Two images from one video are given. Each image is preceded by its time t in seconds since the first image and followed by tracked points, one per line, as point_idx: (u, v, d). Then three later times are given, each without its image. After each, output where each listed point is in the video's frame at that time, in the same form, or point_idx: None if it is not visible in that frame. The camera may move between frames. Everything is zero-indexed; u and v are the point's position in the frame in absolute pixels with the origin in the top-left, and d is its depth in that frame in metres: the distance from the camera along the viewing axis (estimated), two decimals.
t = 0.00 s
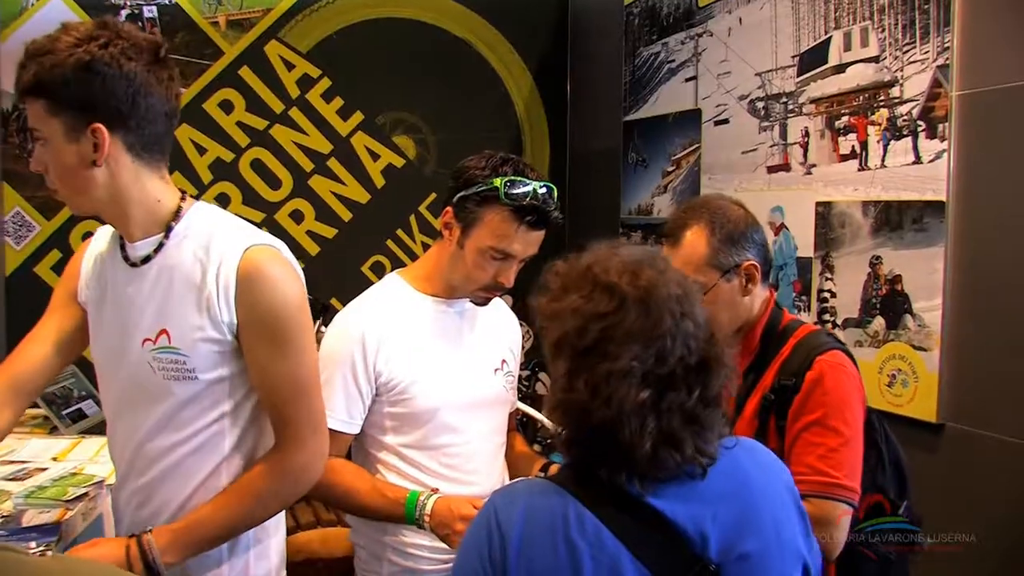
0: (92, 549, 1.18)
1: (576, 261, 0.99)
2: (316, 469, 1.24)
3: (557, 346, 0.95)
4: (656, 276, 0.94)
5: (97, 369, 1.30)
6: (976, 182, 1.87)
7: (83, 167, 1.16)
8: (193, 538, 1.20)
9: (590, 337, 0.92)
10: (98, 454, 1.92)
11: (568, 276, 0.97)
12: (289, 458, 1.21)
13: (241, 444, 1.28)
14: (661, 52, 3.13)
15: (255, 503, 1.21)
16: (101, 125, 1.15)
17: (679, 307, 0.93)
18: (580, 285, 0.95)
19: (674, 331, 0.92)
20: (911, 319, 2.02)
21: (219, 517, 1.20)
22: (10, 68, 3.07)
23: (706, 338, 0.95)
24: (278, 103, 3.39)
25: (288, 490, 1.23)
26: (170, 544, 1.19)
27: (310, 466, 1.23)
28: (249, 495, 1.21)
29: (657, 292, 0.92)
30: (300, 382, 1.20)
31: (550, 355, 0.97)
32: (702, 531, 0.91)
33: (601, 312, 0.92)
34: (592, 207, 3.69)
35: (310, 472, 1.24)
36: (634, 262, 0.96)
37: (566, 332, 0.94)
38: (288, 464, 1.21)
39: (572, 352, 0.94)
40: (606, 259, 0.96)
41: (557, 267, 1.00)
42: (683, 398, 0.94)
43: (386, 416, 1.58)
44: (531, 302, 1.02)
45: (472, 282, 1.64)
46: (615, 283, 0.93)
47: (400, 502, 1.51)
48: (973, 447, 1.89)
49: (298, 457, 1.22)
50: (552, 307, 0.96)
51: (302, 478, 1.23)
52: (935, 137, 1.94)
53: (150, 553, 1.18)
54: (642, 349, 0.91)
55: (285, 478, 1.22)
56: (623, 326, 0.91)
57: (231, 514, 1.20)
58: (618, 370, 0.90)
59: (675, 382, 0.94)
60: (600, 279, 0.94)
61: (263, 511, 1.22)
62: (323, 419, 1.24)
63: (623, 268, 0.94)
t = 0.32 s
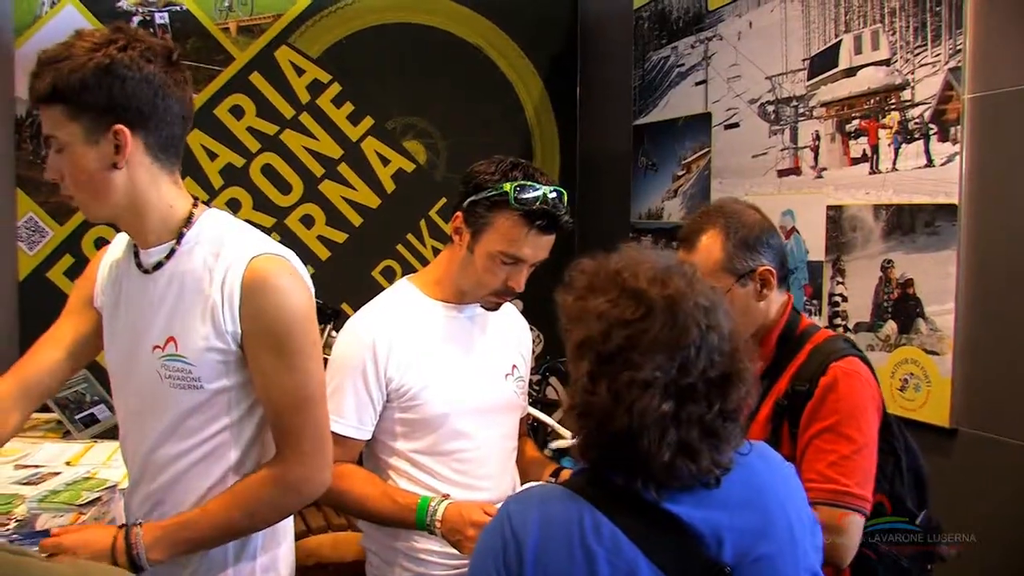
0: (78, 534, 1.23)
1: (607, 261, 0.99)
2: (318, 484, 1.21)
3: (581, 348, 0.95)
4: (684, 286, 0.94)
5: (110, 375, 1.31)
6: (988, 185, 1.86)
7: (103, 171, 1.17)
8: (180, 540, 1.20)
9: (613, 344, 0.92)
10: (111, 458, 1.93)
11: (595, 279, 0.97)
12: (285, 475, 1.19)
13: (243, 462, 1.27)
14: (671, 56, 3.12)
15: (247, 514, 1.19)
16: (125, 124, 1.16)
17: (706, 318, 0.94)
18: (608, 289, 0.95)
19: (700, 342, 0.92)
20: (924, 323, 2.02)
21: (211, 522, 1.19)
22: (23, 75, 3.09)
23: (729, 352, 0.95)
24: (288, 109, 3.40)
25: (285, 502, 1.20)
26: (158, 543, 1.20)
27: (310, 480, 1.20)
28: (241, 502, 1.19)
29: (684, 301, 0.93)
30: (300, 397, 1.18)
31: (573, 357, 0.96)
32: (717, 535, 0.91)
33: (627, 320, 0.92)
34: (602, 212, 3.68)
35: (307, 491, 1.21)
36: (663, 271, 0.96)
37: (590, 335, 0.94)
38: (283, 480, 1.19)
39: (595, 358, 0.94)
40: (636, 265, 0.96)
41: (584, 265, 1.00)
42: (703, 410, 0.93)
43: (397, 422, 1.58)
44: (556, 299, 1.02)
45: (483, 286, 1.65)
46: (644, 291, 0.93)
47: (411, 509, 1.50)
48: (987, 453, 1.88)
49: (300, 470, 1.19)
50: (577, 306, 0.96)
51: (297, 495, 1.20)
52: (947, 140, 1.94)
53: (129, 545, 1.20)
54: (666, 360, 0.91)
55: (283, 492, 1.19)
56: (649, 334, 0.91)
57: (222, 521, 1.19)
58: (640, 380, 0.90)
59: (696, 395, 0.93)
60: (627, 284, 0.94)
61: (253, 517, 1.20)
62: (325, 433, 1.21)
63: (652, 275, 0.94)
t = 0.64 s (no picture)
0: (98, 514, 1.22)
1: (640, 263, 0.98)
2: (339, 485, 1.20)
3: (618, 353, 0.94)
4: (720, 291, 0.94)
5: (144, 372, 1.33)
6: (1021, 187, 1.84)
7: (153, 169, 1.18)
8: (199, 533, 1.20)
9: (653, 349, 0.92)
10: (139, 457, 1.93)
11: (627, 283, 0.97)
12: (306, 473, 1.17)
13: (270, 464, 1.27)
14: (699, 57, 3.11)
15: (266, 511, 1.18)
16: (173, 118, 1.19)
17: (743, 322, 0.94)
18: (643, 295, 0.94)
19: (738, 346, 0.93)
20: (955, 326, 2.00)
21: (231, 516, 1.18)
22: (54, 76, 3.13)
23: (764, 355, 0.96)
24: (316, 111, 3.41)
25: (306, 502, 1.19)
26: (174, 532, 1.20)
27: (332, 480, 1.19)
28: (259, 497, 1.18)
29: (720, 305, 0.93)
30: (327, 395, 1.18)
31: (609, 362, 0.96)
32: (748, 541, 0.91)
33: (665, 325, 0.92)
34: (627, 214, 3.66)
35: (329, 492, 1.20)
36: (698, 274, 0.96)
37: (628, 340, 0.93)
38: (304, 478, 1.17)
39: (632, 363, 0.93)
40: (672, 269, 0.96)
41: (613, 268, 1.01)
42: (741, 414, 0.94)
43: (423, 424, 1.58)
44: (585, 302, 1.02)
45: (509, 288, 1.64)
46: (681, 296, 0.93)
47: (438, 509, 1.51)
48: (1020, 458, 1.86)
49: (323, 471, 1.18)
50: (610, 311, 0.96)
51: (318, 494, 1.19)
52: (980, 141, 1.91)
53: (149, 526, 1.20)
54: (706, 365, 0.91)
55: (302, 491, 1.18)
56: (688, 340, 0.91)
57: (238, 515, 1.18)
58: (680, 387, 0.90)
59: (734, 399, 0.94)
60: (663, 288, 0.94)
61: (273, 514, 1.19)
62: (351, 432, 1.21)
63: (688, 279, 0.94)
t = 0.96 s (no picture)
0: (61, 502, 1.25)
1: (679, 260, 0.99)
2: (272, 489, 1.28)
3: (651, 346, 0.95)
4: (757, 288, 0.95)
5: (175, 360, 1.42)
6: None
7: (184, 170, 1.27)
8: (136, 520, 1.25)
9: (686, 343, 0.92)
10: (170, 454, 1.95)
11: (666, 278, 0.98)
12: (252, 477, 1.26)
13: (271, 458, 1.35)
14: (729, 55, 3.08)
15: (206, 502, 1.25)
16: (204, 120, 1.28)
17: (778, 320, 0.94)
18: (680, 288, 0.95)
19: (772, 344, 0.93)
20: (991, 325, 1.97)
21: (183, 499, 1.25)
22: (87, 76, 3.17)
23: (800, 354, 0.95)
24: (346, 109, 3.42)
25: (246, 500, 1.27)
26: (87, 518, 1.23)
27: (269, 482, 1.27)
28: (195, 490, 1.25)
29: (756, 300, 0.93)
30: (294, 403, 1.25)
31: (643, 356, 0.97)
32: (775, 539, 0.91)
33: (700, 318, 0.92)
34: (657, 213, 3.64)
35: (265, 495, 1.28)
36: (735, 272, 0.96)
37: (662, 334, 0.94)
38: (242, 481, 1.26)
39: (666, 356, 0.93)
40: (709, 266, 0.97)
41: (654, 263, 1.01)
42: (773, 413, 0.93)
43: (452, 422, 1.58)
44: (625, 297, 1.03)
45: (541, 284, 1.63)
46: (718, 291, 0.93)
47: (467, 501, 1.50)
48: None
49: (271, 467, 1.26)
50: (649, 305, 0.97)
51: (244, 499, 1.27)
52: (1016, 137, 1.88)
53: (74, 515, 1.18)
54: (739, 360, 0.91)
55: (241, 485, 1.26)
56: (721, 334, 0.91)
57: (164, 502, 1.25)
58: (711, 381, 0.90)
59: (766, 398, 0.93)
60: (700, 283, 0.94)
61: (211, 507, 1.25)
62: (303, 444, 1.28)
63: (725, 275, 0.95)
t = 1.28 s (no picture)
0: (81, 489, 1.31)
1: (710, 261, 0.99)
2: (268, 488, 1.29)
3: (680, 345, 0.94)
4: (788, 290, 0.94)
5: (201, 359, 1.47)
6: None
7: (196, 172, 1.33)
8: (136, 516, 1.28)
9: (716, 342, 0.91)
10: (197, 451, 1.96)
11: (696, 278, 0.97)
12: (243, 477, 1.27)
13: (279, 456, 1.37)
14: (760, 55, 3.05)
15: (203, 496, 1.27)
16: (215, 123, 1.33)
17: (808, 322, 0.93)
18: (710, 288, 0.95)
19: (801, 346, 0.92)
20: None
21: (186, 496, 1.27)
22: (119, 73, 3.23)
23: (828, 358, 0.94)
24: (375, 109, 3.43)
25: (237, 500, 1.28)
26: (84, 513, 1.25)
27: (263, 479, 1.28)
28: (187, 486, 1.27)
29: (786, 303, 0.93)
30: (291, 403, 1.26)
31: (671, 355, 0.96)
32: (802, 545, 0.89)
33: (730, 318, 0.92)
34: (684, 215, 3.61)
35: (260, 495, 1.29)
36: (766, 273, 0.96)
37: (690, 333, 0.93)
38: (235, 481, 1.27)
39: (695, 355, 0.93)
40: (739, 267, 0.96)
41: (684, 264, 1.01)
42: (800, 416, 0.92)
43: (480, 422, 1.58)
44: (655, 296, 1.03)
45: (565, 277, 1.62)
46: (747, 291, 0.93)
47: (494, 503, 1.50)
48: None
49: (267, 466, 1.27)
50: (678, 305, 0.96)
51: (240, 498, 1.28)
52: None
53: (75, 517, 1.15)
54: (767, 361, 0.90)
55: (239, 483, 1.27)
56: (750, 334, 0.91)
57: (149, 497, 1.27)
58: (739, 381, 0.90)
59: (794, 400, 0.93)
60: (731, 284, 0.94)
61: (209, 502, 1.27)
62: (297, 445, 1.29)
63: (757, 277, 0.94)
